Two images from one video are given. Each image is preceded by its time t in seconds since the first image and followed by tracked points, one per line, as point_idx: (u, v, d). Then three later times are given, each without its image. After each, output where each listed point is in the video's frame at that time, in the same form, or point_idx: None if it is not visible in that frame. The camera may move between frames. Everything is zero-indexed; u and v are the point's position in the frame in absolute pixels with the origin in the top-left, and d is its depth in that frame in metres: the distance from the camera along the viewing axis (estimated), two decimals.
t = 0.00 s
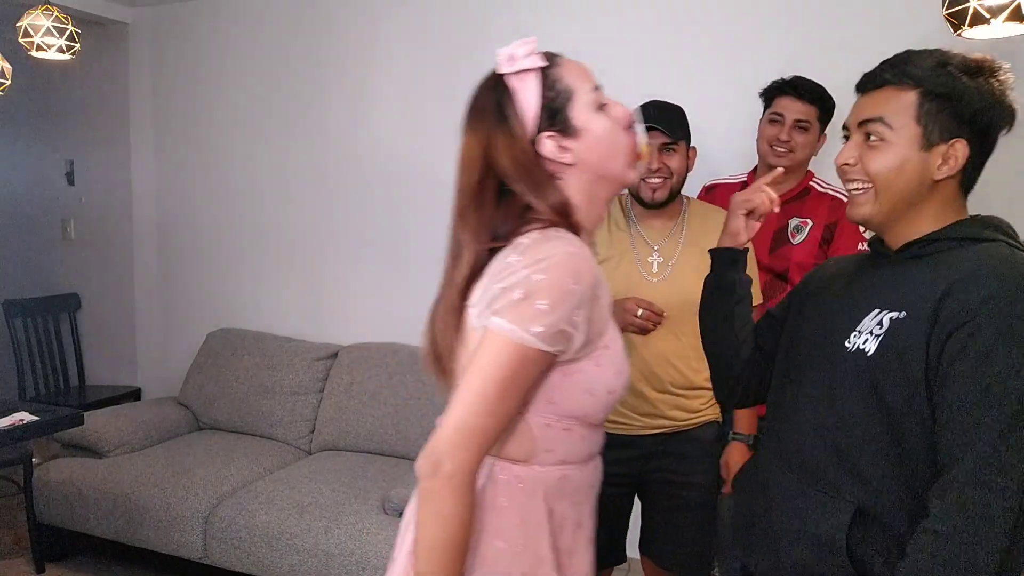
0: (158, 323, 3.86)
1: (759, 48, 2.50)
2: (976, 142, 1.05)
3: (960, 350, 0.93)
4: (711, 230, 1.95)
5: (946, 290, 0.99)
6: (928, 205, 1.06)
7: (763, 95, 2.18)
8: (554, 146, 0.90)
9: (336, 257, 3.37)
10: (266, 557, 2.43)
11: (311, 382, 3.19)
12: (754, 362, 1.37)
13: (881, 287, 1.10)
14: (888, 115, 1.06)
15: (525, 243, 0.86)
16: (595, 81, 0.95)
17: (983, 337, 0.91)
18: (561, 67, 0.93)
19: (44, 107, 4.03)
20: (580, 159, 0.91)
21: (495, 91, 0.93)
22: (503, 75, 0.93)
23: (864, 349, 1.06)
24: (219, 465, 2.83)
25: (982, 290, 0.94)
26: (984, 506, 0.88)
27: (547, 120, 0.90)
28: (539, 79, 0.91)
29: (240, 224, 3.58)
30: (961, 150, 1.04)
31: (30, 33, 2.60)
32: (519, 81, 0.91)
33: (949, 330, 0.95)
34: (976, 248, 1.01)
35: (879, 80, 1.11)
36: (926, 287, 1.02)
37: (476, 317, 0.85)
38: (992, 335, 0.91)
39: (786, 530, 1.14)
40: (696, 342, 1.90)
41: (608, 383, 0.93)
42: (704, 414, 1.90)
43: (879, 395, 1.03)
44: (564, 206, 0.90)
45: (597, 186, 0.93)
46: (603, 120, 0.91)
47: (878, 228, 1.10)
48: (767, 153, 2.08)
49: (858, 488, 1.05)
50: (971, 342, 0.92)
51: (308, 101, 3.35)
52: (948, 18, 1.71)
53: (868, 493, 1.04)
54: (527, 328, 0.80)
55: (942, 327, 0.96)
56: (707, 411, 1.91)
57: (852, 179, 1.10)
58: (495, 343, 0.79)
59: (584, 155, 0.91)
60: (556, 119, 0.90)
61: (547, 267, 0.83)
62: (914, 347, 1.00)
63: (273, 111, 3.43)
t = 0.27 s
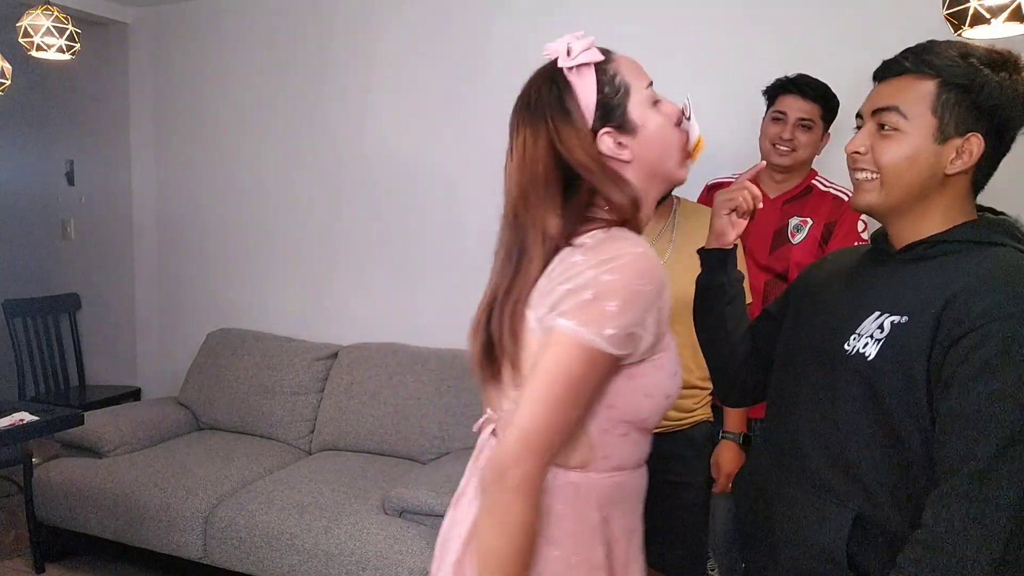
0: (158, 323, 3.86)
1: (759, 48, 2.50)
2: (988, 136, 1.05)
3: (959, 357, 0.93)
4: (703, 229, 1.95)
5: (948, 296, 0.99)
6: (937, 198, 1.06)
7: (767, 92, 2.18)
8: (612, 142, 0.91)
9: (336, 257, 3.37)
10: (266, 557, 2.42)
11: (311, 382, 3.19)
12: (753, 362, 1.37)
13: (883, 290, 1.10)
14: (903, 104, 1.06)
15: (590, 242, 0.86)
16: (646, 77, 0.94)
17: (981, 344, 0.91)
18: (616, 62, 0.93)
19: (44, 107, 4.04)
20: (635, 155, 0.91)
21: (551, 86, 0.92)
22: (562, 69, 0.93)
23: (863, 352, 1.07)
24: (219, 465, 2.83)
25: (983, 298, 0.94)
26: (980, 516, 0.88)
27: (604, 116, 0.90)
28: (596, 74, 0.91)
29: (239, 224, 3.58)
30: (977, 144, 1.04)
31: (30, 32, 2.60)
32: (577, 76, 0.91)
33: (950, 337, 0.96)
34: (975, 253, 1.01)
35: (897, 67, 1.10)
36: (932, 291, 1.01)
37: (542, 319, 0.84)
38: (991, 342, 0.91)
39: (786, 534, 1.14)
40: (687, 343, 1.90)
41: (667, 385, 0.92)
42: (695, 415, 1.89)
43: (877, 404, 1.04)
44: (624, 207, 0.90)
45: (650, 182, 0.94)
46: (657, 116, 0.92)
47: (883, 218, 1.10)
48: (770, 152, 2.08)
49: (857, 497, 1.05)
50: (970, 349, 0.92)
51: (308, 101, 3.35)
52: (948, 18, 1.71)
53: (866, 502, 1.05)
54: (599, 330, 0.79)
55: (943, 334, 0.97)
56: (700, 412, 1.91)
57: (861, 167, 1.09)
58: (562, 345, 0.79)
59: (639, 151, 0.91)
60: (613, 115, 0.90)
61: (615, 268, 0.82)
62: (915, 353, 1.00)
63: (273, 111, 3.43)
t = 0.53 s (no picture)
0: (159, 323, 3.87)
1: (758, 47, 2.49)
2: (975, 132, 1.04)
3: (947, 362, 0.93)
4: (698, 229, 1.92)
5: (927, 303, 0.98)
6: (920, 191, 1.05)
7: (762, 90, 2.18)
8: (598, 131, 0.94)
9: (336, 257, 3.37)
10: (266, 558, 2.43)
11: (311, 382, 3.19)
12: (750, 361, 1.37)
13: (858, 300, 1.08)
14: (889, 93, 1.05)
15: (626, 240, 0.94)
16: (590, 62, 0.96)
17: (971, 347, 0.91)
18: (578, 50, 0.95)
19: (44, 107, 4.04)
20: (619, 140, 0.96)
21: (530, 83, 0.92)
22: (537, 65, 0.93)
23: (841, 364, 1.06)
24: (218, 465, 2.83)
25: (967, 304, 0.94)
26: (967, 521, 0.90)
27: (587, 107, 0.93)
28: (570, 67, 0.93)
29: (240, 223, 3.58)
30: (961, 137, 1.03)
31: (30, 33, 2.60)
32: (555, 71, 0.92)
33: (933, 344, 0.95)
34: (952, 257, 1.00)
35: (887, 56, 1.09)
36: (906, 299, 1.01)
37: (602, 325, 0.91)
38: (979, 345, 0.91)
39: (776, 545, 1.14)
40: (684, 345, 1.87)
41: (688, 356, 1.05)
42: (694, 414, 1.89)
43: (858, 413, 1.03)
44: (641, 197, 0.94)
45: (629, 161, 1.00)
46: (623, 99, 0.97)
47: (864, 210, 1.09)
48: (764, 151, 2.07)
49: (844, 506, 1.05)
50: (959, 354, 0.92)
51: (308, 101, 3.35)
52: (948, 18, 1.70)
53: (844, 512, 1.05)
54: (669, 326, 0.90)
55: (925, 341, 0.96)
56: (697, 412, 1.89)
57: (844, 155, 1.09)
58: (638, 349, 0.88)
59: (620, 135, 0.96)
60: (591, 106, 0.93)
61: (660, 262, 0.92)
62: (891, 363, 0.99)
63: (273, 111, 3.43)
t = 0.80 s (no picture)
0: (158, 323, 3.87)
1: (758, 48, 2.49)
2: (975, 131, 1.04)
3: (948, 367, 0.93)
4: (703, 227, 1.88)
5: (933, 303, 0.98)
6: (927, 195, 1.05)
7: (756, 90, 2.18)
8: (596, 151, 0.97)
9: (336, 258, 3.37)
10: (266, 558, 2.43)
11: (311, 382, 3.18)
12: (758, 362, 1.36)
13: (864, 301, 1.08)
14: (884, 99, 1.06)
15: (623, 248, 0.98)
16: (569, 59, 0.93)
17: (973, 352, 0.91)
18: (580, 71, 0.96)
19: (44, 107, 4.05)
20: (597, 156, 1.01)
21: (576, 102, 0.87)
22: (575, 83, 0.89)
23: (844, 363, 1.06)
24: (218, 465, 2.83)
25: (969, 308, 0.94)
26: (965, 526, 0.90)
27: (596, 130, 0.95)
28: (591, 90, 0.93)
29: (240, 223, 3.58)
30: (961, 140, 1.03)
31: (30, 32, 2.60)
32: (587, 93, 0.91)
33: (934, 348, 0.95)
34: (958, 261, 1.00)
35: (881, 60, 1.10)
36: (911, 302, 1.01)
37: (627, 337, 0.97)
38: (982, 350, 0.91)
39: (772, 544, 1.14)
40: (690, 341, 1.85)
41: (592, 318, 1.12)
42: (699, 411, 1.89)
43: (859, 416, 1.03)
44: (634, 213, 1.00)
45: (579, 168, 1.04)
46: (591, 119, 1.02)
47: (867, 216, 1.10)
48: (757, 151, 2.08)
49: (845, 508, 1.05)
50: (961, 360, 0.92)
51: (308, 100, 3.35)
52: (948, 18, 1.70)
53: (845, 514, 1.05)
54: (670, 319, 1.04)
55: (927, 345, 0.96)
56: (700, 408, 1.89)
57: (845, 162, 1.09)
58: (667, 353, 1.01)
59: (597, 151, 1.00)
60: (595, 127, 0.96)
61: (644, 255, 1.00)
62: (894, 365, 1.00)
63: (273, 111, 3.44)
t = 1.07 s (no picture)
0: (158, 323, 3.87)
1: (758, 48, 2.50)
2: (1002, 136, 1.03)
3: (969, 378, 0.92)
4: (717, 230, 1.87)
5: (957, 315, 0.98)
6: (951, 204, 1.05)
7: (755, 90, 2.18)
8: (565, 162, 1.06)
9: (336, 258, 3.37)
10: (266, 558, 2.43)
11: (311, 382, 3.18)
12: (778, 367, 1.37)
13: (888, 312, 1.10)
14: (897, 112, 1.08)
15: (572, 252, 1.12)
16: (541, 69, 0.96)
17: (987, 370, 0.91)
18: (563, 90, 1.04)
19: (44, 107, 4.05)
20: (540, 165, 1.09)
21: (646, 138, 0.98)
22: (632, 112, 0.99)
23: (861, 370, 1.07)
24: (218, 465, 2.84)
25: (993, 322, 0.94)
26: (956, 543, 0.90)
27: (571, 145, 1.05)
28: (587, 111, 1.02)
29: (239, 223, 3.58)
30: (980, 145, 1.02)
31: (30, 32, 2.60)
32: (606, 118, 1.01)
33: (955, 360, 0.95)
34: (984, 276, 0.99)
35: (896, 73, 1.12)
36: (931, 317, 1.01)
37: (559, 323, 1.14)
38: (996, 369, 0.90)
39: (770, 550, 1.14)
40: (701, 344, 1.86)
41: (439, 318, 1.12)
42: (705, 413, 1.90)
43: (875, 426, 1.03)
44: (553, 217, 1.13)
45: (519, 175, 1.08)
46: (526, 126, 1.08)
47: (894, 229, 1.11)
48: (754, 151, 2.07)
49: (845, 517, 1.06)
50: (982, 373, 0.91)
51: (308, 100, 3.35)
52: (948, 18, 1.70)
53: (845, 524, 1.06)
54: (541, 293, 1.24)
55: (947, 356, 0.96)
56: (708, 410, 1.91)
57: (867, 176, 1.11)
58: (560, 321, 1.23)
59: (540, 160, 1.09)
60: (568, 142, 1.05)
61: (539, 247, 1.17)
62: (909, 378, 1.00)
63: (272, 111, 3.44)
